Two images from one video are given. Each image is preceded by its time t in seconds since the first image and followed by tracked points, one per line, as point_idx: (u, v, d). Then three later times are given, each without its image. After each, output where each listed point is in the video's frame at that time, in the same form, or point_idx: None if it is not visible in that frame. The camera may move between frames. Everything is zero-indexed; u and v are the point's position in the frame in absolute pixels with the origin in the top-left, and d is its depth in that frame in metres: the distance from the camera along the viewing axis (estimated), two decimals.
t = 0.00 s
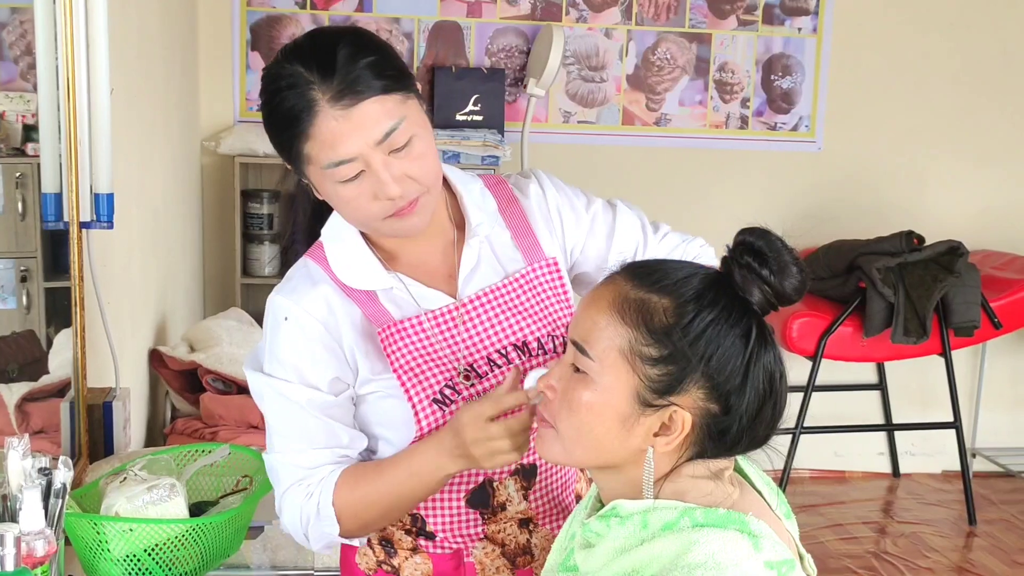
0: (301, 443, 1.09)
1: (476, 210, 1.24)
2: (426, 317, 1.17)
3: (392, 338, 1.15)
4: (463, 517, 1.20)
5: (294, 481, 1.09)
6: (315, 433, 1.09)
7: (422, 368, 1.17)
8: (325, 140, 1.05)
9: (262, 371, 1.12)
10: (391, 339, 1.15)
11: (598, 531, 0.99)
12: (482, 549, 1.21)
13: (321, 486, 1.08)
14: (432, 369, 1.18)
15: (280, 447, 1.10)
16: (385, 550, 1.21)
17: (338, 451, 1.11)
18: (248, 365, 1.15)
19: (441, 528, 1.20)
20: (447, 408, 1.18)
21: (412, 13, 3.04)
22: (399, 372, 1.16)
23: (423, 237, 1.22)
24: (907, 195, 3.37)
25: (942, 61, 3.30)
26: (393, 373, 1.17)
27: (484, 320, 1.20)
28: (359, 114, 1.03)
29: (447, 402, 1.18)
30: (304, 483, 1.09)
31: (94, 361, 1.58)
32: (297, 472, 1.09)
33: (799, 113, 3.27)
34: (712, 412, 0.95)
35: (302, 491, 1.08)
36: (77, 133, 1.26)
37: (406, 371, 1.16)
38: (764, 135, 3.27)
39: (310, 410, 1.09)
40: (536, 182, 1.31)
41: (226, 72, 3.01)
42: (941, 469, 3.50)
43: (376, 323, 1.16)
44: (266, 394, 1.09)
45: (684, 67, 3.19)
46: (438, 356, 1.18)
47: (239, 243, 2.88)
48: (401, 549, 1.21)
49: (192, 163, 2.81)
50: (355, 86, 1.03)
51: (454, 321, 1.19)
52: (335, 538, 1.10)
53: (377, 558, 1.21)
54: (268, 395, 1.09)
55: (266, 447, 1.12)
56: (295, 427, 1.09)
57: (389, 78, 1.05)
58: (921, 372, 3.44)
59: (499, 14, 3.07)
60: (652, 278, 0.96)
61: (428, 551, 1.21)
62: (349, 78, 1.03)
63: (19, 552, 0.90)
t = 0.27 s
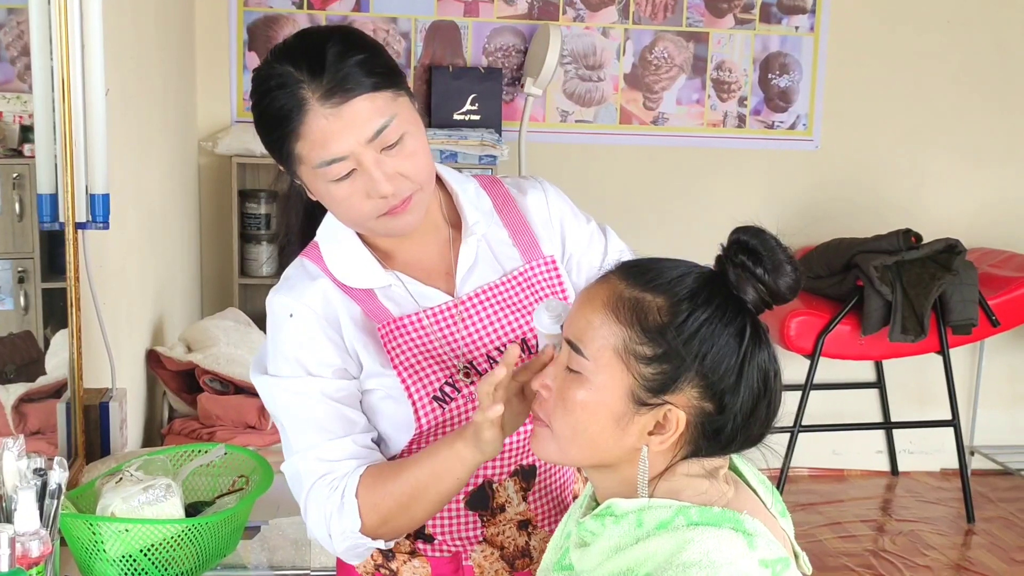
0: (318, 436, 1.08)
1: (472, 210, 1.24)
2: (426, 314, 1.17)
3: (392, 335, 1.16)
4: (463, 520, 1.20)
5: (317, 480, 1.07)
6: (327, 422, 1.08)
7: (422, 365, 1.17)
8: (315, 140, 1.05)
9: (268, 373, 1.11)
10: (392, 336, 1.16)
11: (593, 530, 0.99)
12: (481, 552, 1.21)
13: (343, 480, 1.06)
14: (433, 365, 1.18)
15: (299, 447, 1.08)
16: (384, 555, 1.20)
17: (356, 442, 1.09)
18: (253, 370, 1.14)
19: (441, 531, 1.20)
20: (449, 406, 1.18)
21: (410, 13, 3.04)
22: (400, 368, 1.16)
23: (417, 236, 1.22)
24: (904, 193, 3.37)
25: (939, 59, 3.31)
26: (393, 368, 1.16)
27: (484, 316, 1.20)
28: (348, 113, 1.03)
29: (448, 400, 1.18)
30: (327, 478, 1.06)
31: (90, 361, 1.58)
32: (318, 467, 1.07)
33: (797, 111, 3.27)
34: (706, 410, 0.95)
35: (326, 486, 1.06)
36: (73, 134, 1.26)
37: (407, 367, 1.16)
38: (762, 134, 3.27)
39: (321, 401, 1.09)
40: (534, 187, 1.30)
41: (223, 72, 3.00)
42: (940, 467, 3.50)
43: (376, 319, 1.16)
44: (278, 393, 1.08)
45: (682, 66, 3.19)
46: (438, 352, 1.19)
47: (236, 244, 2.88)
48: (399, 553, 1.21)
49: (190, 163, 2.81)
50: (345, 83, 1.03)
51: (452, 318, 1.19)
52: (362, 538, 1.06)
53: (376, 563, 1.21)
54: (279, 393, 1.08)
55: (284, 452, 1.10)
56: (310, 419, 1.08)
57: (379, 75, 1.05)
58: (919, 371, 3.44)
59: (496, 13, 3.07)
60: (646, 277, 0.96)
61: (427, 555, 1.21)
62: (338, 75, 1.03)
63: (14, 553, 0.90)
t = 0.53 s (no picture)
0: (307, 446, 1.07)
1: (469, 209, 1.24)
2: (425, 315, 1.16)
3: (391, 337, 1.15)
4: (462, 522, 1.19)
5: (302, 489, 1.07)
6: (317, 431, 1.08)
7: (419, 367, 1.16)
8: (312, 137, 1.04)
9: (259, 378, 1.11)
10: (391, 338, 1.15)
11: (589, 530, 0.99)
12: (481, 554, 1.21)
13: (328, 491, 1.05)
14: (429, 367, 1.17)
15: (286, 455, 1.08)
16: (384, 558, 1.20)
17: (344, 452, 1.08)
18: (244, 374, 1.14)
19: (440, 534, 1.19)
20: (448, 408, 1.18)
21: (408, 13, 3.03)
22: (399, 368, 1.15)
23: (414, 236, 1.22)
24: (903, 192, 3.37)
25: (937, 57, 3.31)
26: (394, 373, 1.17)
27: (481, 318, 1.19)
28: (345, 111, 1.03)
29: (448, 402, 1.18)
30: (312, 488, 1.06)
31: (87, 361, 1.58)
32: (304, 476, 1.07)
33: (795, 111, 3.26)
34: (702, 409, 0.95)
35: (310, 497, 1.06)
36: (68, 134, 1.25)
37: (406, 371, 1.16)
38: (760, 133, 3.27)
39: (313, 410, 1.08)
40: (525, 186, 1.32)
41: (221, 72, 3.00)
42: (938, 466, 3.50)
43: (374, 321, 1.17)
44: (271, 399, 1.08)
45: (679, 65, 3.19)
46: (435, 354, 1.18)
47: (234, 244, 2.88)
48: (398, 558, 1.20)
49: (187, 162, 2.81)
50: (341, 82, 1.03)
51: (451, 318, 1.18)
52: (347, 548, 1.06)
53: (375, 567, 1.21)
54: (268, 400, 1.08)
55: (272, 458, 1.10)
56: (301, 429, 1.07)
57: (375, 74, 1.05)
58: (917, 369, 3.44)
59: (493, 13, 3.07)
60: (641, 276, 0.96)
61: (427, 558, 1.21)
62: (334, 75, 1.03)
63: (8, 554, 0.90)
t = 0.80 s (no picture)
0: (307, 462, 1.07)
1: (461, 214, 1.24)
2: (420, 322, 1.16)
3: (387, 345, 1.15)
4: (461, 531, 1.19)
5: (304, 507, 1.06)
6: (316, 446, 1.07)
7: (416, 376, 1.16)
8: (299, 143, 1.04)
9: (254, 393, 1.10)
10: (386, 347, 1.15)
11: (588, 531, 0.99)
12: (478, 562, 1.20)
13: (329, 508, 1.05)
14: (428, 377, 1.17)
15: (287, 472, 1.08)
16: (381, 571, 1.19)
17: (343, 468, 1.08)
18: (237, 389, 1.14)
19: (438, 543, 1.19)
20: (446, 417, 1.17)
21: (406, 13, 3.03)
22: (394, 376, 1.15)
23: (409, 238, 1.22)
24: (902, 192, 3.37)
25: (935, 56, 3.30)
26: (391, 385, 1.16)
27: (476, 322, 1.20)
28: (332, 116, 1.03)
29: (446, 411, 1.17)
30: (315, 505, 1.06)
31: (85, 363, 1.58)
32: (305, 494, 1.06)
33: (794, 110, 3.26)
34: (699, 410, 0.94)
35: (313, 514, 1.05)
36: (66, 135, 1.25)
37: (404, 382, 1.15)
38: (759, 132, 3.27)
39: (311, 425, 1.07)
40: (515, 187, 1.33)
41: (219, 72, 3.00)
42: (937, 464, 3.51)
43: (367, 330, 1.16)
44: (269, 414, 1.07)
45: (678, 64, 3.19)
46: (430, 361, 1.17)
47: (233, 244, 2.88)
48: (397, 568, 1.18)
49: (186, 163, 2.81)
50: (328, 85, 1.02)
51: (445, 326, 1.18)
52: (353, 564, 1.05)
53: None
54: (265, 414, 1.08)
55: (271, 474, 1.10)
56: (300, 445, 1.07)
57: (362, 76, 1.04)
58: (916, 368, 3.44)
59: (491, 13, 3.07)
60: (639, 276, 0.96)
61: (424, 567, 1.20)
62: (321, 78, 1.02)
63: (6, 556, 0.89)
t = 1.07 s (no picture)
0: (286, 458, 1.08)
1: (469, 215, 1.23)
2: (419, 324, 1.15)
3: (383, 348, 1.15)
4: (452, 533, 1.18)
5: (273, 497, 1.08)
6: (294, 443, 1.08)
7: (408, 376, 1.16)
8: (308, 141, 1.04)
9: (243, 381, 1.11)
10: (382, 349, 1.15)
11: (590, 530, 0.99)
12: (471, 565, 1.20)
13: (295, 504, 1.06)
14: (418, 377, 1.17)
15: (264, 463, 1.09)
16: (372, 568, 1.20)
17: (317, 466, 1.08)
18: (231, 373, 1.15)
19: (429, 544, 1.18)
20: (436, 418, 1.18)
21: (406, 12, 3.03)
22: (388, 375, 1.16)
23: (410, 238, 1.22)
24: (902, 190, 3.37)
25: (936, 55, 3.30)
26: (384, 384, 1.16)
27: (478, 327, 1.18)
28: (343, 115, 1.03)
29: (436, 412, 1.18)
30: (282, 497, 1.07)
31: (86, 362, 1.57)
32: (275, 485, 1.08)
33: (794, 108, 3.26)
34: (701, 408, 0.94)
35: (280, 506, 1.07)
36: (67, 134, 1.24)
37: (397, 383, 1.16)
38: (759, 131, 3.27)
39: (295, 422, 1.08)
40: (528, 189, 1.31)
41: (219, 71, 3.00)
42: (938, 463, 3.51)
43: (365, 330, 1.16)
44: (258, 407, 1.08)
45: (679, 63, 3.18)
46: (424, 362, 1.17)
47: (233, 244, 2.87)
48: (388, 566, 1.19)
49: (186, 163, 2.81)
50: (341, 84, 1.02)
51: (444, 329, 1.17)
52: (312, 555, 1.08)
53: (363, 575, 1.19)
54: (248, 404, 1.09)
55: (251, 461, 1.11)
56: (280, 441, 1.08)
57: (374, 74, 1.04)
58: (917, 367, 3.44)
59: (491, 12, 3.06)
60: (639, 275, 0.96)
61: (415, 568, 1.20)
62: (334, 76, 1.02)
63: (8, 556, 0.89)
